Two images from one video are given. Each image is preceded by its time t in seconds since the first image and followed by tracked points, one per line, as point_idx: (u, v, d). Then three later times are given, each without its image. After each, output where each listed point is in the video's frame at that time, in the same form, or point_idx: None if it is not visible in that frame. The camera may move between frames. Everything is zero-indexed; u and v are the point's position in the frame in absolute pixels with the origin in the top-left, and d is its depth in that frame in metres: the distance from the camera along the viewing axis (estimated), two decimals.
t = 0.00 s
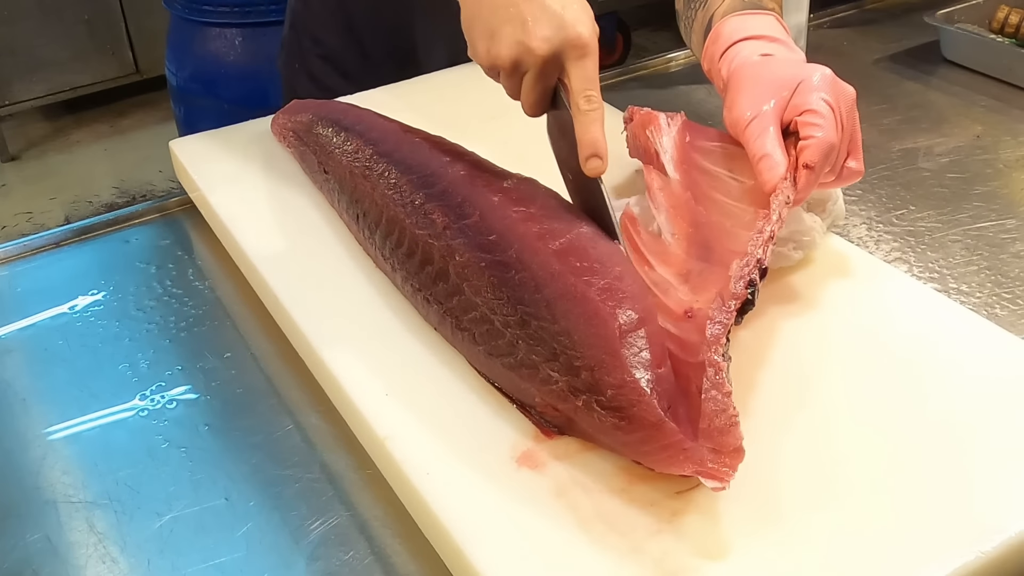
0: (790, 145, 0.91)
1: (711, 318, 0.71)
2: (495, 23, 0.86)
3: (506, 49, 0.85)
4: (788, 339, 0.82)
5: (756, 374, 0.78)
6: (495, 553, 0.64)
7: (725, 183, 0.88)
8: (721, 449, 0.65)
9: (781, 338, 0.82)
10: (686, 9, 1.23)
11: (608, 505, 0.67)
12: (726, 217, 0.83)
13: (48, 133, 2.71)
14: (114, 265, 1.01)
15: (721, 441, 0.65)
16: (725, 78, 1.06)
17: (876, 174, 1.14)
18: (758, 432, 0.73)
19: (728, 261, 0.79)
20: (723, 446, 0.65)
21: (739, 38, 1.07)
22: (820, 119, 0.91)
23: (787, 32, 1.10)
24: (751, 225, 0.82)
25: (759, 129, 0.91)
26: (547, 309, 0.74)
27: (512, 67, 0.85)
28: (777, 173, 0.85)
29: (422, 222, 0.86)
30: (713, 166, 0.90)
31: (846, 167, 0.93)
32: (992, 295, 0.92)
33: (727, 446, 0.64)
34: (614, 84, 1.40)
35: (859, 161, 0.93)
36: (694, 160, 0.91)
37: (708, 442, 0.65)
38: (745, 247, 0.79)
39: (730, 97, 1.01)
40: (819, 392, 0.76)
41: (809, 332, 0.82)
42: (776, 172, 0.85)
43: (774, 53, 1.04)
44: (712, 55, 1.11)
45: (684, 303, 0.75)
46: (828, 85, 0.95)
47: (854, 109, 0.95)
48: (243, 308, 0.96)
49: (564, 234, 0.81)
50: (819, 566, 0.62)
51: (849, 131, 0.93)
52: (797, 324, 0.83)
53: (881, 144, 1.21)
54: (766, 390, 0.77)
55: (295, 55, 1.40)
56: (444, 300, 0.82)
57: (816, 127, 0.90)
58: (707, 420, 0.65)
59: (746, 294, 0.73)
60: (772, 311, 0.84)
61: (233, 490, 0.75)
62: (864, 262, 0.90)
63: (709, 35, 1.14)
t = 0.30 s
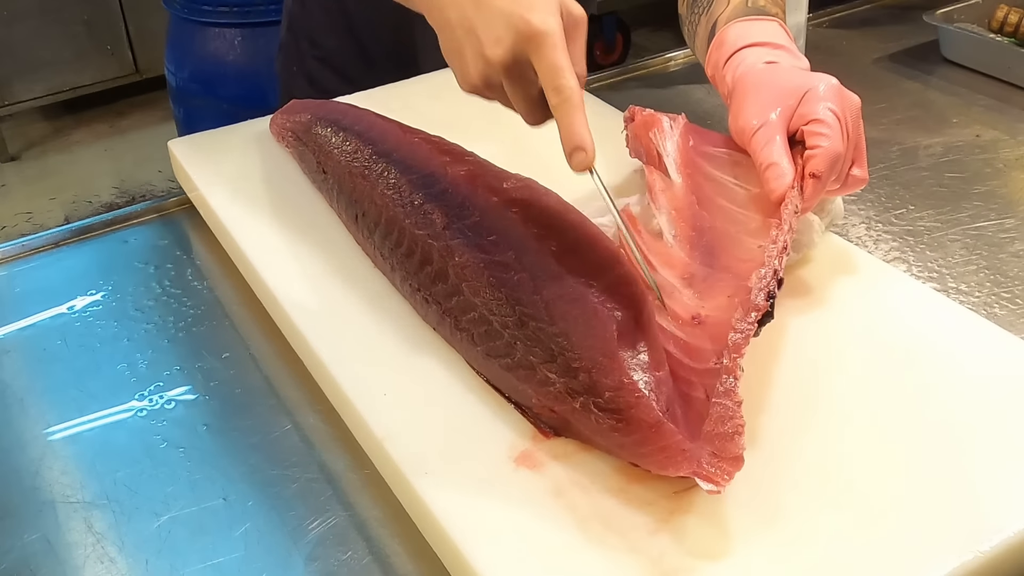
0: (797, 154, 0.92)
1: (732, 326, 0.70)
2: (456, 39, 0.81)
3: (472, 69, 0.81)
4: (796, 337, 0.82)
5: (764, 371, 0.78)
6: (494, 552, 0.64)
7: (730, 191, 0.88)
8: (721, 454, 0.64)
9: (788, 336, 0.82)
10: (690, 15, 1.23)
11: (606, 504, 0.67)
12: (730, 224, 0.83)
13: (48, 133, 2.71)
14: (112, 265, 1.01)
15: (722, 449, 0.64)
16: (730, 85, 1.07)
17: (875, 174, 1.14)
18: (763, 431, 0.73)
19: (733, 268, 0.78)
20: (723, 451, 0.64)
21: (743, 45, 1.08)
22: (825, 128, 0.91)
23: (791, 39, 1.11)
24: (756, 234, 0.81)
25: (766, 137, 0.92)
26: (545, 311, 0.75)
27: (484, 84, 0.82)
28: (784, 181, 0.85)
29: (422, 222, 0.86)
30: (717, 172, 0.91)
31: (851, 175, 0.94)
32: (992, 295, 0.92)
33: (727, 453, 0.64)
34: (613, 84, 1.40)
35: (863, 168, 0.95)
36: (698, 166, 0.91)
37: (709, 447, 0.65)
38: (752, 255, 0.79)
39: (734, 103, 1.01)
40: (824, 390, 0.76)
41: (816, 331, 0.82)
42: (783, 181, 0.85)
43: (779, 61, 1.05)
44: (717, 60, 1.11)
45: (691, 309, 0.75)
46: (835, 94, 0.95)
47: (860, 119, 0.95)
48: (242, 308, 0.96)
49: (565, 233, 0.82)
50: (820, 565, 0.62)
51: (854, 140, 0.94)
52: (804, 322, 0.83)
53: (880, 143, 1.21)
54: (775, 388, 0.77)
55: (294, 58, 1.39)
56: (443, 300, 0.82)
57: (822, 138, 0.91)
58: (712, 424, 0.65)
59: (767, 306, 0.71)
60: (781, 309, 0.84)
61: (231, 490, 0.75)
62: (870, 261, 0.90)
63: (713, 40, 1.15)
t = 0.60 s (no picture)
0: (795, 150, 0.92)
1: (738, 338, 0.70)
2: (526, 146, 0.74)
3: (536, 178, 0.72)
4: (795, 337, 0.82)
5: (764, 371, 0.78)
6: (495, 553, 0.64)
7: (730, 188, 0.88)
8: (727, 470, 0.63)
9: (787, 337, 0.82)
10: (689, 11, 1.23)
11: (608, 504, 0.67)
12: (730, 220, 0.83)
13: (48, 133, 2.71)
14: (113, 265, 1.01)
15: (728, 464, 0.63)
16: (728, 82, 1.07)
17: (876, 173, 1.14)
18: (763, 431, 0.73)
19: (734, 266, 0.78)
20: (728, 467, 0.63)
21: (742, 41, 1.08)
22: (823, 124, 0.92)
23: (790, 35, 1.11)
24: (756, 231, 0.81)
25: (764, 134, 0.92)
26: (545, 312, 0.75)
27: (548, 197, 0.73)
28: (782, 178, 0.86)
29: (424, 222, 0.86)
30: (717, 170, 0.90)
31: (850, 170, 0.94)
32: (993, 295, 0.92)
33: (732, 468, 0.63)
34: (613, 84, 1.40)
35: (863, 163, 0.95)
36: (698, 164, 0.91)
37: (713, 463, 0.64)
38: (752, 253, 0.79)
39: (733, 101, 1.01)
40: (824, 391, 0.76)
41: (816, 331, 0.82)
42: (780, 178, 0.86)
43: (777, 57, 1.05)
44: (716, 58, 1.11)
45: (692, 310, 0.74)
46: (832, 89, 0.96)
47: (857, 112, 0.96)
48: (243, 308, 0.96)
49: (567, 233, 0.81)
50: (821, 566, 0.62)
51: (852, 134, 0.94)
52: (803, 323, 0.83)
53: (881, 143, 1.21)
54: (774, 389, 0.77)
55: (295, 62, 1.39)
56: (445, 300, 0.82)
57: (820, 133, 0.91)
58: (718, 440, 0.64)
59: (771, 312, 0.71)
60: (780, 311, 0.84)
61: (233, 490, 0.75)
62: (869, 261, 0.90)
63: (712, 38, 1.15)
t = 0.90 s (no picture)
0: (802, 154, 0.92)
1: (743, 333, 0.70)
2: (573, 167, 0.70)
3: (582, 202, 0.68)
4: (799, 336, 0.82)
5: (768, 371, 0.78)
6: (497, 552, 0.64)
7: (736, 190, 0.88)
8: (742, 467, 0.64)
9: (792, 336, 0.82)
10: (694, 11, 1.22)
11: (610, 503, 0.67)
12: (734, 221, 0.84)
13: (48, 133, 2.71)
14: (114, 265, 1.01)
15: (741, 461, 0.64)
16: (734, 84, 1.07)
17: (877, 174, 1.14)
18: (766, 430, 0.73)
19: (736, 267, 0.78)
20: (742, 463, 0.64)
21: (747, 43, 1.08)
22: (830, 127, 0.92)
23: (796, 37, 1.11)
24: (760, 233, 0.82)
25: (770, 137, 0.92)
26: (546, 313, 0.75)
27: (590, 221, 0.69)
28: (789, 181, 0.86)
29: (425, 222, 0.86)
30: (723, 172, 0.91)
31: (855, 174, 0.95)
32: (993, 295, 0.92)
33: (745, 464, 0.64)
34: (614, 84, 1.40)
35: (867, 167, 0.95)
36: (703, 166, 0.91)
37: (728, 460, 0.65)
38: (756, 254, 0.79)
39: (739, 104, 1.01)
40: (828, 391, 0.76)
41: (820, 331, 0.82)
42: (787, 180, 0.86)
43: (782, 59, 1.05)
44: (720, 59, 1.11)
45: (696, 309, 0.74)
46: (839, 92, 0.96)
47: (864, 117, 0.96)
48: (245, 308, 0.96)
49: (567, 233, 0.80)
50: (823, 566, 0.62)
51: (858, 139, 0.94)
52: (808, 322, 0.83)
53: (882, 143, 1.21)
54: (778, 388, 0.77)
55: (299, 66, 1.39)
56: (445, 300, 0.82)
57: (827, 137, 0.91)
58: (730, 437, 0.65)
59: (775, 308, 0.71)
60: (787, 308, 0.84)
61: (234, 490, 0.75)
62: (873, 262, 0.90)
63: (717, 38, 1.14)
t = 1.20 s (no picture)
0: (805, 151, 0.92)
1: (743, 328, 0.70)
2: (556, 110, 0.76)
3: (566, 140, 0.75)
4: (803, 337, 0.82)
5: (772, 371, 0.78)
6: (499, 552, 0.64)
7: (737, 187, 0.88)
8: (772, 464, 0.63)
9: (796, 336, 0.82)
10: (700, 12, 1.23)
11: (614, 503, 0.67)
12: (735, 219, 0.84)
13: (48, 133, 2.71)
14: (116, 264, 1.01)
15: (772, 458, 0.63)
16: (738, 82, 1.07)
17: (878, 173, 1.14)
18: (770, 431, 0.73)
19: (739, 264, 0.79)
20: (773, 460, 0.63)
21: (752, 42, 1.08)
22: (834, 124, 0.92)
23: (800, 38, 1.11)
24: (762, 229, 0.83)
25: (773, 134, 0.92)
26: (548, 312, 0.74)
27: (572, 159, 0.76)
28: (791, 177, 0.86)
29: (427, 222, 0.86)
30: (724, 167, 0.91)
31: (857, 173, 0.94)
32: (996, 295, 0.92)
33: (776, 461, 0.63)
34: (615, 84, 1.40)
35: (869, 166, 0.95)
36: (705, 162, 0.91)
37: (761, 458, 0.64)
38: (757, 251, 0.80)
39: (743, 100, 1.01)
40: (831, 391, 0.76)
41: (824, 331, 0.82)
42: (789, 175, 0.86)
43: (787, 58, 1.05)
44: (724, 57, 1.11)
45: (697, 305, 0.76)
46: (843, 91, 0.95)
47: (867, 117, 0.96)
48: (247, 307, 0.96)
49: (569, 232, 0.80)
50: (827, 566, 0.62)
51: (860, 139, 0.94)
52: (812, 322, 0.83)
53: (883, 143, 1.21)
54: (782, 389, 0.77)
55: (306, 60, 1.39)
56: (447, 299, 0.82)
57: (831, 134, 0.91)
58: (752, 437, 0.65)
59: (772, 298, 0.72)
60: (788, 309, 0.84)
61: (237, 489, 0.75)
62: (876, 262, 0.90)
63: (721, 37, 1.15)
